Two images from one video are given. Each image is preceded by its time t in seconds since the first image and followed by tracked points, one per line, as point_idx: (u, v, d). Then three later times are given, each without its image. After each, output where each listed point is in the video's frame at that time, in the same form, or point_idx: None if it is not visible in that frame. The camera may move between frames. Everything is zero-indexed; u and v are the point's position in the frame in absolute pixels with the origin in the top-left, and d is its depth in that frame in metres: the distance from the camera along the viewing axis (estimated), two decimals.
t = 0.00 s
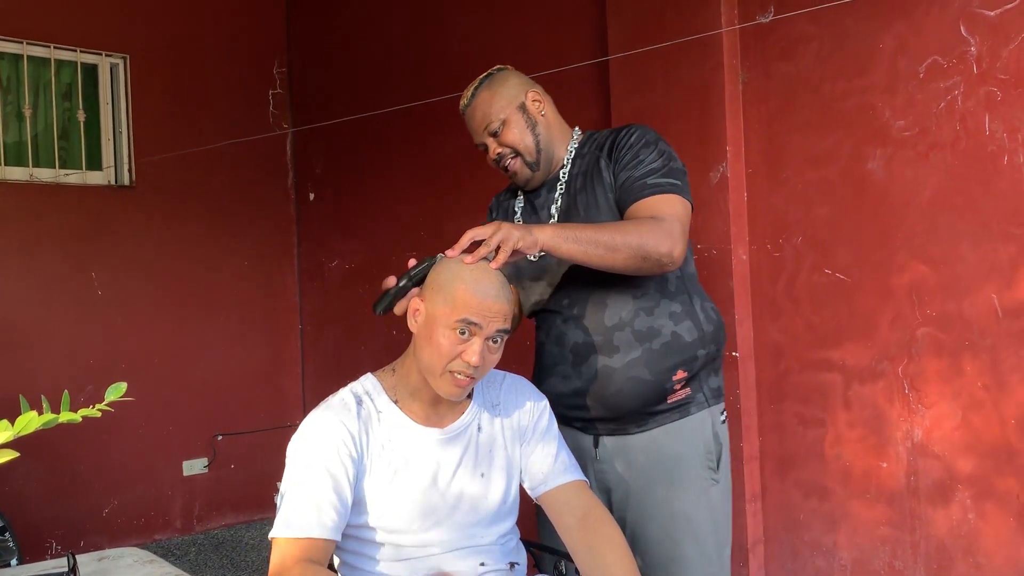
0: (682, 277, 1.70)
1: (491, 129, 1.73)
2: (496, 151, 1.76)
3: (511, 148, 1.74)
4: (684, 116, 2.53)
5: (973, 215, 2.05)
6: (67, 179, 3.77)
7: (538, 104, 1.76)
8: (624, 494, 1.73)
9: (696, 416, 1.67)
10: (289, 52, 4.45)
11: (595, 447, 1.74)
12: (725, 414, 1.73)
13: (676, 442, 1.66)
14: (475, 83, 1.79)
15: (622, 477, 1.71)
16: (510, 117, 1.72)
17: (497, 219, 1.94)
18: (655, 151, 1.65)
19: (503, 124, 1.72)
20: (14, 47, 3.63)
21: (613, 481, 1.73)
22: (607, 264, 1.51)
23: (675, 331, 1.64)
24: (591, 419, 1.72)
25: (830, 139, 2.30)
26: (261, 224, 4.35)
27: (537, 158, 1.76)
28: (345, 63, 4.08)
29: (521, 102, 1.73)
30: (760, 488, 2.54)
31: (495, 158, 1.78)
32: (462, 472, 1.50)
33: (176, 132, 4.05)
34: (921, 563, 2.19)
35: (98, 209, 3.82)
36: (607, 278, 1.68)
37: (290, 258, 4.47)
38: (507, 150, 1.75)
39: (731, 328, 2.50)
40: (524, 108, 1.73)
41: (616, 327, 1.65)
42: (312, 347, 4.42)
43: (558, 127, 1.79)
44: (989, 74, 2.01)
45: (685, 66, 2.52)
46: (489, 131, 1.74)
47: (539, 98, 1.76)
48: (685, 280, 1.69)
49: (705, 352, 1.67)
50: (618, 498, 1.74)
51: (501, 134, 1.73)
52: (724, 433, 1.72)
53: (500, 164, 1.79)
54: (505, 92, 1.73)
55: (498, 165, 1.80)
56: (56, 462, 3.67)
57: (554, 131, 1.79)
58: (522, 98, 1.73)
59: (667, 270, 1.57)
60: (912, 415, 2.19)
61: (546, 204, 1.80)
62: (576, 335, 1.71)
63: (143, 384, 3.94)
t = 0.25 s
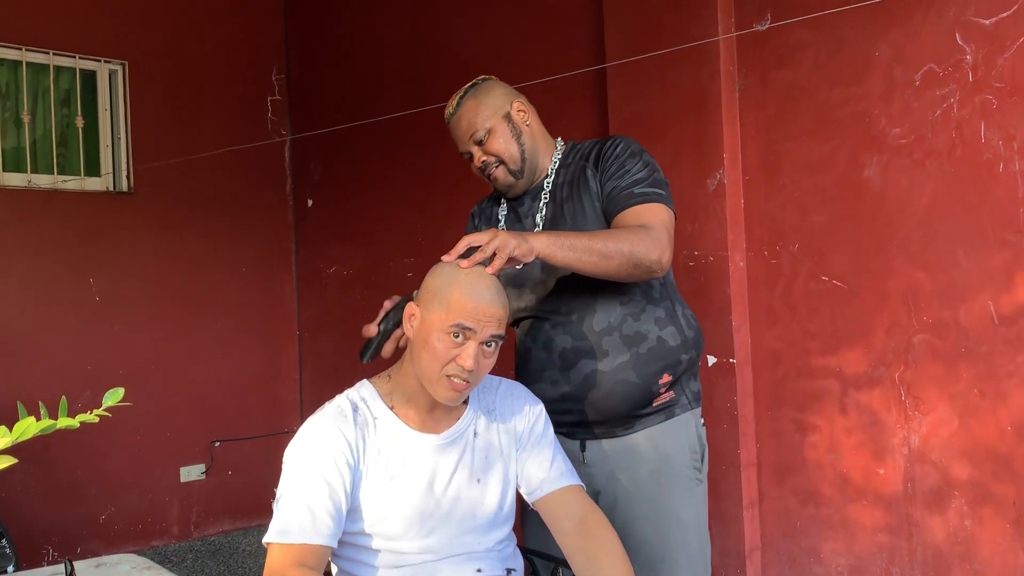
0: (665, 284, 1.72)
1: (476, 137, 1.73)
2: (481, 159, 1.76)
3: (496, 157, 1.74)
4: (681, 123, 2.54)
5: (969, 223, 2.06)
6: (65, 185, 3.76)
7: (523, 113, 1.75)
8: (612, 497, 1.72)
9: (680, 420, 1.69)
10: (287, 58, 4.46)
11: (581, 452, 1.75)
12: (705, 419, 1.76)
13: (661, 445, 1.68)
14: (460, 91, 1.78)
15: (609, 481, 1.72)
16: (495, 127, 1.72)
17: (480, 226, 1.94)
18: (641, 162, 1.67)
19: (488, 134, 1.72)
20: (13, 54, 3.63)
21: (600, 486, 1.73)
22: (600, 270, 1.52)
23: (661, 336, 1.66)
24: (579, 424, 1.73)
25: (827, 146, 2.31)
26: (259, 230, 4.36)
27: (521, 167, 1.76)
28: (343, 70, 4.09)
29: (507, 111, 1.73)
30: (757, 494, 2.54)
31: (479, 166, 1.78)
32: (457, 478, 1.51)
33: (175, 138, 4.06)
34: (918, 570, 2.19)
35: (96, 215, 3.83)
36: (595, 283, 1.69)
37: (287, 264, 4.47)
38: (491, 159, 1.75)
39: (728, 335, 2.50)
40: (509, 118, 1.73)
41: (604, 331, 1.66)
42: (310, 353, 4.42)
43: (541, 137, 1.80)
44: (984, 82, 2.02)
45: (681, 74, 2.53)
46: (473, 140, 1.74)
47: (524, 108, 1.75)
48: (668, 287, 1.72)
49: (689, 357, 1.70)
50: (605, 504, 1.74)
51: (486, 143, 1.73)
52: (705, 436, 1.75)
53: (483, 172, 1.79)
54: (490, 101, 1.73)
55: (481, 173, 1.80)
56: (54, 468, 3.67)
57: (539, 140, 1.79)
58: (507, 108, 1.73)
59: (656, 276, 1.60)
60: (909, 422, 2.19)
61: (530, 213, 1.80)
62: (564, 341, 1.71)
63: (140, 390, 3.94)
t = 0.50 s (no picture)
0: (659, 286, 1.72)
1: (472, 141, 1.73)
2: (476, 162, 1.75)
3: (492, 160, 1.73)
4: (680, 125, 2.54)
5: (968, 224, 2.06)
6: (63, 189, 3.77)
7: (517, 117, 1.75)
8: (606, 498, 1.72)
9: (674, 421, 1.69)
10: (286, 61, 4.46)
11: (576, 454, 1.74)
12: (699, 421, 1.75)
13: (657, 446, 1.68)
14: (454, 96, 1.78)
15: (604, 483, 1.71)
16: (490, 130, 1.72)
17: (474, 230, 1.93)
18: (636, 163, 1.67)
19: (483, 137, 1.72)
20: (11, 57, 3.63)
21: (594, 487, 1.73)
22: (597, 271, 1.52)
23: (655, 337, 1.66)
24: (573, 426, 1.72)
25: (826, 148, 2.31)
26: (258, 233, 4.35)
27: (516, 169, 1.75)
28: (342, 73, 4.09)
29: (501, 115, 1.73)
30: (757, 497, 2.53)
31: (474, 170, 1.77)
32: (456, 480, 1.50)
33: (173, 141, 4.05)
34: (918, 573, 2.18)
35: (95, 219, 3.82)
36: (590, 285, 1.69)
37: (286, 267, 4.47)
38: (486, 162, 1.74)
39: (727, 337, 2.50)
40: (504, 121, 1.72)
41: (598, 333, 1.66)
42: (308, 357, 4.41)
43: (536, 140, 1.80)
44: (983, 84, 2.02)
45: (680, 76, 2.53)
46: (468, 143, 1.73)
47: (518, 111, 1.75)
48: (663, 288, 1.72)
49: (683, 359, 1.70)
50: (600, 506, 1.74)
51: (481, 146, 1.73)
52: (699, 438, 1.75)
53: (478, 176, 1.78)
54: (485, 105, 1.73)
55: (476, 177, 1.80)
56: (52, 472, 3.66)
57: (533, 144, 1.79)
58: (502, 111, 1.73)
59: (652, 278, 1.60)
60: (908, 424, 2.19)
61: (524, 215, 1.79)
62: (559, 343, 1.71)
63: (139, 393, 3.93)
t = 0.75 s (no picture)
0: (664, 286, 1.72)
1: (475, 143, 1.73)
2: (480, 164, 1.75)
3: (495, 162, 1.73)
4: (678, 123, 2.54)
5: (967, 222, 2.06)
6: (62, 190, 3.77)
7: (520, 116, 1.75)
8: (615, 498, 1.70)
9: (681, 420, 1.68)
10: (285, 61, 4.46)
11: (582, 456, 1.74)
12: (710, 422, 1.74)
13: (665, 448, 1.66)
14: (456, 96, 1.78)
15: (612, 485, 1.71)
16: (494, 131, 1.72)
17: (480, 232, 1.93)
18: (638, 161, 1.67)
19: (487, 138, 1.72)
20: (10, 58, 3.63)
21: (602, 488, 1.72)
22: (595, 270, 1.52)
23: (660, 337, 1.66)
24: (578, 429, 1.72)
25: (824, 146, 2.30)
26: (257, 234, 4.35)
27: (520, 170, 1.76)
28: (341, 73, 4.09)
29: (505, 115, 1.73)
30: (757, 495, 2.53)
31: (478, 171, 1.77)
32: (456, 479, 1.50)
33: (172, 142, 4.05)
34: (919, 570, 2.18)
35: (94, 219, 3.82)
36: (592, 287, 1.69)
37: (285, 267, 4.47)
38: (490, 163, 1.74)
39: (727, 335, 2.49)
40: (507, 122, 1.73)
41: (601, 334, 1.66)
42: (308, 356, 4.41)
43: (540, 139, 1.79)
44: (982, 80, 2.01)
45: (678, 74, 2.52)
46: (472, 145, 1.73)
47: (521, 110, 1.75)
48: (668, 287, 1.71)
49: (689, 358, 1.69)
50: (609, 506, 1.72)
51: (485, 147, 1.73)
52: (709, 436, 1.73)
53: (482, 176, 1.78)
54: (487, 105, 1.73)
55: (480, 177, 1.80)
56: (52, 473, 3.66)
57: (537, 142, 1.79)
58: (505, 112, 1.73)
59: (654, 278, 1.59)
60: (908, 421, 2.19)
61: (528, 215, 1.79)
62: (562, 345, 1.71)
63: (138, 394, 3.93)
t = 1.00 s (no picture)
0: (683, 289, 1.65)
1: (499, 137, 1.73)
2: (503, 159, 1.76)
3: (517, 158, 1.73)
4: (678, 120, 2.54)
5: (967, 218, 2.06)
6: (61, 189, 3.77)
7: (546, 111, 1.74)
8: (624, 505, 1.69)
9: (696, 432, 1.62)
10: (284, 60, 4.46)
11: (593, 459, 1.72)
12: (732, 434, 1.67)
13: (675, 459, 1.62)
14: (484, 86, 1.78)
15: (618, 491, 1.69)
16: (517, 127, 1.71)
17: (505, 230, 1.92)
18: (653, 157, 1.61)
19: (509, 134, 1.72)
20: (9, 57, 3.63)
21: (612, 494, 1.70)
22: (590, 269, 1.50)
23: (673, 343, 1.60)
24: (587, 431, 1.70)
25: (824, 143, 2.30)
26: (257, 232, 4.35)
27: (542, 168, 1.75)
28: (340, 71, 4.09)
29: (529, 110, 1.72)
30: (757, 491, 2.53)
31: (501, 165, 1.78)
32: (455, 477, 1.50)
33: (171, 141, 4.05)
34: (919, 566, 2.18)
35: (94, 219, 3.82)
36: (603, 288, 1.65)
37: (286, 265, 4.47)
38: (512, 159, 1.75)
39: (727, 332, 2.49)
40: (531, 117, 1.72)
41: (609, 338, 1.63)
42: (309, 355, 4.41)
43: (567, 134, 1.77)
44: (981, 76, 2.01)
45: (678, 71, 2.52)
46: (495, 139, 1.74)
47: (547, 106, 1.74)
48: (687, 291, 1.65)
49: (707, 366, 1.62)
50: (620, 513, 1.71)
51: (507, 143, 1.73)
52: (731, 450, 1.66)
53: (505, 171, 1.79)
54: (512, 100, 1.72)
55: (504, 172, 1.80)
56: (53, 472, 3.66)
57: (563, 139, 1.77)
58: (530, 107, 1.72)
59: (655, 279, 1.54)
60: (909, 417, 2.19)
61: (547, 212, 1.78)
62: (570, 346, 1.68)
63: (139, 393, 3.94)
